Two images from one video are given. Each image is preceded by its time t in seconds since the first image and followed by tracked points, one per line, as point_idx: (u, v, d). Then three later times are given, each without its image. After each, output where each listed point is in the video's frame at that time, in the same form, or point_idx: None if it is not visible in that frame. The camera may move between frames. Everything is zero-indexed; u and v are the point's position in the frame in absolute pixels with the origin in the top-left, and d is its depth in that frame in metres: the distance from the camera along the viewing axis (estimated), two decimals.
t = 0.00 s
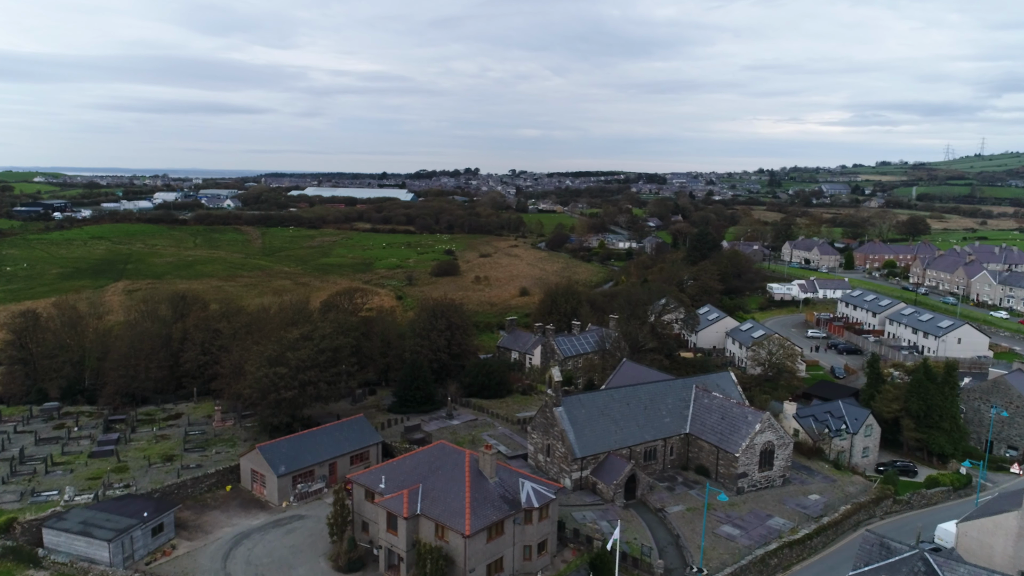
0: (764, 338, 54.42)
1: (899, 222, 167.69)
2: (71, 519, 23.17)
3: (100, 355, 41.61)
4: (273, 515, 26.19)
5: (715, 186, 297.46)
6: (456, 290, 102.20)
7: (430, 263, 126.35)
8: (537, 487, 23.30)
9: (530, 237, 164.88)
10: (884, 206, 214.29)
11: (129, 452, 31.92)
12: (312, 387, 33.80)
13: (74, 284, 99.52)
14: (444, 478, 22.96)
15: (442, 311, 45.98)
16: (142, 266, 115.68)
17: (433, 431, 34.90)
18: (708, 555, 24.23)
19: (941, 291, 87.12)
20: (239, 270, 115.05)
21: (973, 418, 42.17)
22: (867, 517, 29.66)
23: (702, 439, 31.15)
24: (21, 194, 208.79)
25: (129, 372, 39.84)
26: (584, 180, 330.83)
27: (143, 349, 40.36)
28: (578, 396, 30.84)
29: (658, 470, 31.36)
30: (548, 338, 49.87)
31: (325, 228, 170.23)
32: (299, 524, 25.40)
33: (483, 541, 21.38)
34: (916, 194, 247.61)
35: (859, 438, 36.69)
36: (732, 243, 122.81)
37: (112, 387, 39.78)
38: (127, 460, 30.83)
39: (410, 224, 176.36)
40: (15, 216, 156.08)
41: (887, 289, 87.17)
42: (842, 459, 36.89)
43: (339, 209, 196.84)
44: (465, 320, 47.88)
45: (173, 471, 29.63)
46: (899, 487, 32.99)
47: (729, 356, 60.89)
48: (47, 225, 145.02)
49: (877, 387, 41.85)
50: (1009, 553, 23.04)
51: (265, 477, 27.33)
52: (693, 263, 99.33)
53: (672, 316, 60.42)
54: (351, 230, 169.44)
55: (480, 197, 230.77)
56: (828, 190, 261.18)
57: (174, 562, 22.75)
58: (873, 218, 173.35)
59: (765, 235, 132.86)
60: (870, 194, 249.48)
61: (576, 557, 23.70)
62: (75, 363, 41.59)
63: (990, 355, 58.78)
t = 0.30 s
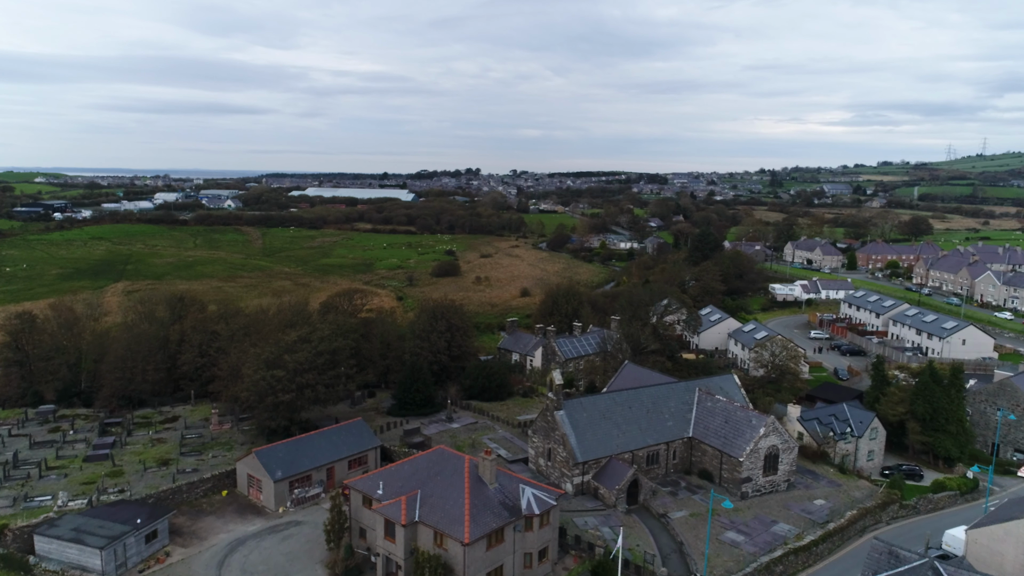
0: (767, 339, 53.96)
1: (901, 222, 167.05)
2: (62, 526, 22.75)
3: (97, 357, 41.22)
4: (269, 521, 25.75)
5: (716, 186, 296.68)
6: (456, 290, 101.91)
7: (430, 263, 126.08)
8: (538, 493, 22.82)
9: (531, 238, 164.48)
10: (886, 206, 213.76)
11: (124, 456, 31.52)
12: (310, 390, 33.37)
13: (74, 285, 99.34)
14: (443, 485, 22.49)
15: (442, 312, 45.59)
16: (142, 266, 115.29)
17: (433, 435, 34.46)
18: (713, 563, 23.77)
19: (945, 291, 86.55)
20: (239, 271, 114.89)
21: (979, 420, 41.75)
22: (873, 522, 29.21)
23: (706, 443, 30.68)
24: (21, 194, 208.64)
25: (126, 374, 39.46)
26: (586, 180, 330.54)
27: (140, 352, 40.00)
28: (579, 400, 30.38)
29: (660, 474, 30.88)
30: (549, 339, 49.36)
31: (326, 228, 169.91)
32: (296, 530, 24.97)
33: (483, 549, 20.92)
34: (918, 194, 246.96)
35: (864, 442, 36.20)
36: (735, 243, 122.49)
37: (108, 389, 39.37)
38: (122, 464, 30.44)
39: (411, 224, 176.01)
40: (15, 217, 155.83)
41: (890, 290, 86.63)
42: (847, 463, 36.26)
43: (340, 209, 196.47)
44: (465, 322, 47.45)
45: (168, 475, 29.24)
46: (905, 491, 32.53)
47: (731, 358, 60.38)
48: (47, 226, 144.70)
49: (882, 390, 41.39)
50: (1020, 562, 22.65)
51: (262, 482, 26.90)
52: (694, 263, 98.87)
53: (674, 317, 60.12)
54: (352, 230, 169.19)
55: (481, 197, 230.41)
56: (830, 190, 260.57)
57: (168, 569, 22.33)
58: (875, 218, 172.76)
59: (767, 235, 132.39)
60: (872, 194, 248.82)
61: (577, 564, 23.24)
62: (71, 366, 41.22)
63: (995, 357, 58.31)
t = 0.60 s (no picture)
0: (770, 341, 53.44)
1: (903, 222, 166.40)
2: (51, 535, 22.23)
3: (92, 360, 40.71)
4: (264, 528, 25.23)
5: (717, 186, 295.92)
6: (456, 291, 101.44)
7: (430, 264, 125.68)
8: (538, 501, 22.28)
9: (532, 238, 164.02)
10: (887, 206, 213.03)
11: (118, 461, 31.02)
12: (307, 394, 32.84)
13: (73, 285, 99.02)
14: (441, 492, 21.96)
15: (441, 314, 45.06)
16: (141, 267, 114.80)
17: (431, 439, 33.92)
18: (717, 572, 23.23)
19: (949, 292, 85.89)
20: (239, 271, 114.59)
21: (986, 423, 41.16)
22: (880, 529, 28.64)
23: (709, 448, 30.14)
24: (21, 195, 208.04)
25: (121, 377, 38.96)
26: (587, 180, 330.34)
27: (135, 354, 39.47)
28: (581, 404, 29.84)
29: (663, 479, 30.35)
30: (550, 341, 48.86)
31: (326, 229, 169.47)
32: (291, 538, 24.45)
33: (482, 559, 20.38)
34: (920, 194, 246.05)
35: (870, 445, 35.87)
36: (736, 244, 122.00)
37: (103, 393, 38.86)
38: (115, 469, 29.94)
39: (412, 224, 175.52)
40: (15, 217, 155.29)
41: (893, 290, 86.03)
42: (853, 467, 35.95)
43: (340, 209, 196.00)
44: (465, 323, 46.92)
45: (162, 481, 28.76)
46: (912, 496, 31.96)
47: (734, 360, 59.87)
48: (47, 227, 144.12)
49: (888, 393, 40.75)
50: None
51: (256, 488, 26.37)
52: (696, 264, 98.28)
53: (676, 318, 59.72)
54: (352, 230, 168.84)
55: (481, 197, 229.97)
56: (831, 190, 259.88)
57: None
58: (877, 218, 172.20)
59: (769, 235, 131.83)
60: (874, 194, 247.98)
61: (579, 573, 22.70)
62: (65, 368, 40.68)
63: (1001, 359, 57.76)
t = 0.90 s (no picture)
0: (774, 343, 52.79)
1: (905, 222, 165.64)
2: (36, 546, 21.60)
3: (86, 363, 40.08)
4: (257, 538, 24.62)
5: (719, 186, 295.31)
6: (457, 292, 100.79)
7: (431, 265, 125.06)
8: (538, 511, 21.66)
9: (533, 238, 163.47)
10: (889, 206, 212.29)
11: (110, 467, 30.42)
12: (303, 398, 32.19)
13: (71, 286, 98.41)
14: (438, 503, 21.32)
15: (440, 316, 44.41)
16: (140, 268, 114.19)
17: (430, 444, 33.26)
18: None
19: (953, 293, 85.17)
20: (238, 272, 114.02)
21: (994, 427, 40.48)
22: (888, 537, 27.99)
23: (713, 455, 29.48)
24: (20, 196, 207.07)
25: (115, 381, 38.37)
26: (588, 180, 330.12)
27: (130, 357, 38.88)
28: (582, 409, 29.21)
29: (666, 486, 29.68)
30: (551, 343, 48.07)
31: (327, 229, 168.76)
32: (285, 548, 23.85)
33: (480, 572, 19.73)
34: (922, 194, 245.14)
35: (876, 451, 35.34)
36: (739, 244, 121.34)
37: (97, 397, 38.26)
38: (107, 476, 29.36)
39: (412, 225, 174.98)
40: (14, 218, 154.70)
41: (897, 291, 85.32)
42: (859, 473, 35.42)
43: (341, 210, 195.43)
44: (465, 325, 46.31)
45: (154, 488, 28.17)
46: (921, 503, 31.30)
47: (737, 362, 59.22)
48: (46, 228, 143.54)
49: (894, 397, 40.04)
50: None
51: (250, 496, 25.76)
52: (698, 264, 97.58)
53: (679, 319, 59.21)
54: (353, 231, 168.34)
55: (482, 197, 229.47)
56: (833, 190, 259.23)
57: None
58: (879, 218, 171.46)
59: (771, 235, 131.23)
60: (875, 194, 247.17)
61: None
62: (59, 371, 40.07)
63: (1007, 361, 57.04)
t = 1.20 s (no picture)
0: (779, 346, 52.06)
1: (908, 222, 164.79)
2: (20, 558, 20.87)
3: (79, 367, 39.41)
4: (249, 549, 23.91)
5: (720, 187, 294.50)
6: (457, 293, 100.07)
7: (432, 265, 124.23)
8: (538, 522, 20.97)
9: (535, 239, 162.77)
10: (891, 206, 211.32)
11: (100, 475, 29.72)
12: (298, 404, 31.42)
13: (69, 288, 97.82)
14: (434, 514, 20.59)
15: (440, 318, 43.67)
16: (139, 269, 113.49)
17: (428, 451, 32.53)
18: None
19: (958, 294, 84.33)
20: (238, 273, 113.43)
21: (1003, 432, 39.70)
22: (898, 548, 27.22)
23: (718, 462, 28.73)
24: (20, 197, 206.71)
25: (108, 386, 37.72)
26: (589, 180, 329.75)
27: (123, 361, 38.24)
28: (584, 415, 28.46)
29: (670, 494, 28.92)
30: (551, 346, 47.26)
31: (327, 230, 168.03)
32: (277, 560, 23.14)
33: None
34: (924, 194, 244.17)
35: (884, 457, 34.71)
36: (741, 245, 120.59)
37: (89, 401, 37.62)
38: (96, 484, 28.67)
39: (413, 225, 174.32)
40: (13, 219, 154.16)
41: (901, 292, 84.45)
42: (867, 479, 34.74)
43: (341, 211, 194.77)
44: (465, 327, 45.63)
45: (144, 497, 27.47)
46: (931, 511, 30.54)
47: (740, 364, 58.45)
48: (45, 228, 142.97)
49: (902, 401, 39.21)
50: None
51: (242, 505, 25.03)
52: (700, 265, 96.76)
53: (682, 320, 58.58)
54: (353, 231, 167.69)
55: (483, 198, 228.80)
56: (834, 190, 258.39)
57: None
58: (882, 218, 170.64)
59: (774, 236, 130.49)
60: (877, 194, 246.15)
61: None
62: (51, 375, 39.43)
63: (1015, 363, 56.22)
